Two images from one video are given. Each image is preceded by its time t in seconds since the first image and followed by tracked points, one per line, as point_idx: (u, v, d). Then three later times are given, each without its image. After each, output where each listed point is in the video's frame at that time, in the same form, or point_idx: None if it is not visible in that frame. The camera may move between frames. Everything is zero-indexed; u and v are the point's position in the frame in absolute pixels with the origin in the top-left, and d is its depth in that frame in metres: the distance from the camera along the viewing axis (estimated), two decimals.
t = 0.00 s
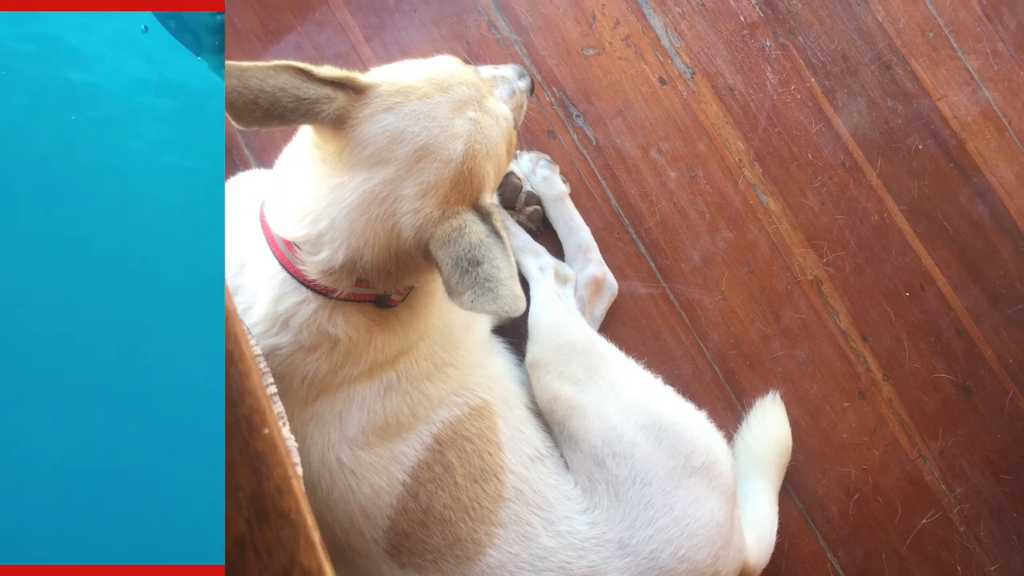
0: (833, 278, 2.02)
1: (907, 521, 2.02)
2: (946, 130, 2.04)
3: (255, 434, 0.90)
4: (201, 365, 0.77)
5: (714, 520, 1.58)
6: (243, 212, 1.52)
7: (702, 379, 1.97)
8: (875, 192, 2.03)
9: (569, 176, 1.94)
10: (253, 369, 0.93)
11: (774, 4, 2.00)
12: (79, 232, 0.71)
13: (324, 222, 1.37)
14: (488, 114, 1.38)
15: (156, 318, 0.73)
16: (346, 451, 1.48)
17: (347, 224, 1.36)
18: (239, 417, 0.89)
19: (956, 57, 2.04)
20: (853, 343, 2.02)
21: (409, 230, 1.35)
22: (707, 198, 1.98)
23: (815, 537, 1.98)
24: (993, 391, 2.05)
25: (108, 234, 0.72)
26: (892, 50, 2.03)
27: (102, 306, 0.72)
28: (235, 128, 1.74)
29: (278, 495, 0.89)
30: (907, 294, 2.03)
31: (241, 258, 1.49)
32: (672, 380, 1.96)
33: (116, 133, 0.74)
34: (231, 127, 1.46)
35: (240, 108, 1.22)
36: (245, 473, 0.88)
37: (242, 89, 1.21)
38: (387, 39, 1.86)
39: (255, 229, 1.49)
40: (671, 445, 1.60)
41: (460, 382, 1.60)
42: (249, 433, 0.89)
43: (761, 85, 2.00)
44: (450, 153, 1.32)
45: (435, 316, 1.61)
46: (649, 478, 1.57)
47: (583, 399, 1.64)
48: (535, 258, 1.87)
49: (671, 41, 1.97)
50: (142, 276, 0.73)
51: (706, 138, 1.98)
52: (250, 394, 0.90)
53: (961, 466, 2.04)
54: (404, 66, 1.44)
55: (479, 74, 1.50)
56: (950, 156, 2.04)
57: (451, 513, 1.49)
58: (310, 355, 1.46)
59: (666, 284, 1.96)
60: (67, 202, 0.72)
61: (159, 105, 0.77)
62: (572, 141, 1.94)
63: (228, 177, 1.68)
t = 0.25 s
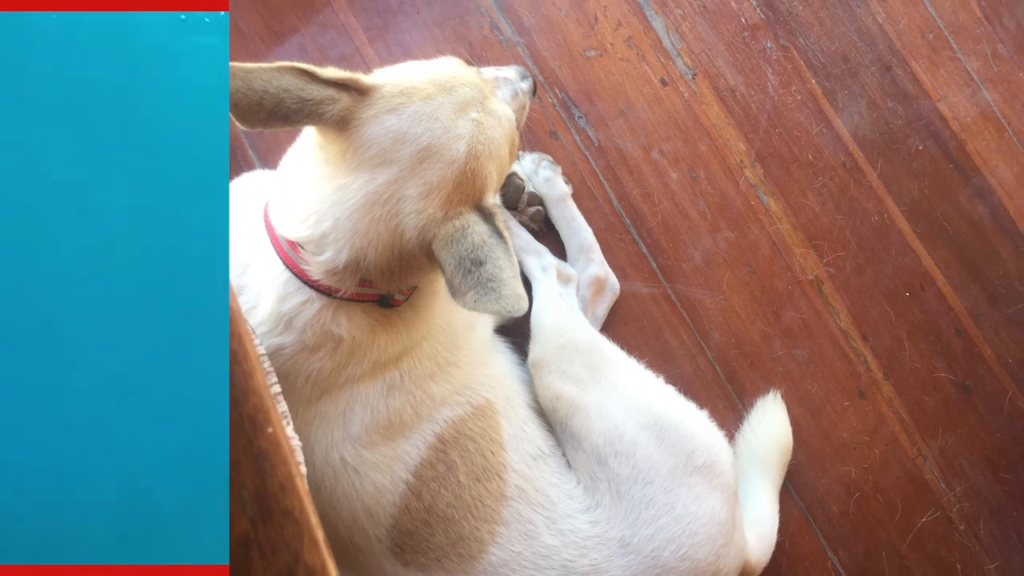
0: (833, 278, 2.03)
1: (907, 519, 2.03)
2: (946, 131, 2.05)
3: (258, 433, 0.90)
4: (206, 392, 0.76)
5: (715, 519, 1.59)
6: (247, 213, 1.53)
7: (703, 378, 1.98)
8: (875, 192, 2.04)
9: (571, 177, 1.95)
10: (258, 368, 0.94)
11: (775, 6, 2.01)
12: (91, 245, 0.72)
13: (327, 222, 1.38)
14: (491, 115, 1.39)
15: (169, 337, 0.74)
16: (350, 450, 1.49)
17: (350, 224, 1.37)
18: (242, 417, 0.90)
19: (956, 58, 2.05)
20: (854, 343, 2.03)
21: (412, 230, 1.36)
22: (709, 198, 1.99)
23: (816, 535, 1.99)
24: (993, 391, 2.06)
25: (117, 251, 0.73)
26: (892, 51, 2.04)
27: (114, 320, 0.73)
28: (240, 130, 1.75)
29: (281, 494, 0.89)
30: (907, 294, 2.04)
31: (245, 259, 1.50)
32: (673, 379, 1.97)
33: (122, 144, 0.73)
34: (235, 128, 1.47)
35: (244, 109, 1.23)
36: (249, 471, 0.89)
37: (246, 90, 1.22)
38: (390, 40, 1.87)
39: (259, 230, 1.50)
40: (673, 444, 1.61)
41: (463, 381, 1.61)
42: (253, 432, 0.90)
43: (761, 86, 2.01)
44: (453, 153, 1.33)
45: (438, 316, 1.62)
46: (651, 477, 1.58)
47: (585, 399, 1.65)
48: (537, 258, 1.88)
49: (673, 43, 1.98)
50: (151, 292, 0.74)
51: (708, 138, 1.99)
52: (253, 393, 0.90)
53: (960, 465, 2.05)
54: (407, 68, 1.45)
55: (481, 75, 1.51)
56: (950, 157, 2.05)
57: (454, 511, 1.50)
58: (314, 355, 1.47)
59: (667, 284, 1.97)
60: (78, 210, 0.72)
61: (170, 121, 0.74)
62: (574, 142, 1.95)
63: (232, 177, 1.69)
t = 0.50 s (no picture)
0: (834, 278, 2.03)
1: (907, 518, 2.04)
2: (946, 132, 2.06)
3: (262, 433, 0.91)
4: (207, 358, 0.82)
5: (717, 517, 1.60)
6: (251, 214, 1.54)
7: (705, 378, 1.99)
8: (875, 193, 2.05)
9: (573, 178, 1.96)
10: (263, 368, 0.95)
11: (776, 8, 2.02)
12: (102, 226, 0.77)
13: (331, 222, 1.39)
14: (494, 116, 1.40)
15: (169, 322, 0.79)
16: (353, 449, 1.50)
17: (354, 225, 1.38)
18: (247, 416, 0.90)
19: (956, 60, 2.06)
20: (854, 343, 2.04)
21: (415, 231, 1.36)
22: (710, 199, 2.00)
23: (816, 534, 2.00)
24: (993, 390, 2.07)
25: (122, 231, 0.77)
26: (892, 52, 2.05)
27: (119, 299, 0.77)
28: (244, 131, 1.76)
29: (285, 493, 0.90)
30: (908, 294, 2.05)
31: (249, 259, 1.51)
32: (675, 379, 1.98)
33: (124, 141, 0.78)
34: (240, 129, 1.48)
35: (248, 111, 1.24)
36: (253, 470, 0.90)
37: (251, 91, 1.23)
38: (393, 42, 1.88)
39: (264, 230, 1.51)
40: (675, 443, 1.61)
41: (466, 380, 1.62)
42: (258, 432, 0.91)
43: (762, 87, 2.02)
44: (457, 154, 1.34)
45: (442, 316, 1.63)
46: (652, 476, 1.58)
47: (588, 398, 1.65)
48: (540, 258, 1.89)
49: (675, 45, 1.99)
50: (151, 280, 0.78)
51: (709, 139, 2.00)
52: (257, 392, 0.91)
53: (960, 464, 2.06)
54: (410, 69, 1.46)
55: (484, 76, 1.52)
56: (950, 158, 2.06)
57: (456, 510, 1.51)
58: (318, 354, 1.48)
59: (669, 284, 1.98)
60: (84, 207, 0.77)
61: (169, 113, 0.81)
62: (576, 143, 1.96)
63: (237, 178, 1.70)
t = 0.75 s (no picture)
0: (835, 278, 2.04)
1: (907, 516, 2.05)
2: (945, 133, 2.07)
3: (268, 432, 0.92)
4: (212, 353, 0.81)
5: (718, 516, 1.61)
6: (255, 214, 1.55)
7: (706, 377, 2.00)
8: (875, 193, 2.06)
9: (575, 178, 1.97)
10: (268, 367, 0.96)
11: (776, 10, 2.03)
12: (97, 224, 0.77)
13: (335, 223, 1.40)
14: (496, 117, 1.41)
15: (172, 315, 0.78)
16: (357, 448, 1.51)
17: (357, 225, 1.39)
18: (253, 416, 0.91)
19: (955, 61, 2.07)
20: (854, 343, 2.05)
21: (418, 231, 1.37)
22: (711, 199, 2.01)
23: (817, 532, 2.01)
24: (992, 389, 2.08)
25: (117, 228, 0.77)
26: (892, 54, 2.06)
27: (117, 296, 0.77)
28: (248, 132, 1.77)
29: (290, 491, 0.91)
30: (908, 294, 2.06)
31: (253, 259, 1.52)
32: (676, 378, 1.99)
33: (129, 136, 0.78)
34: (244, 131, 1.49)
35: (252, 112, 1.25)
36: (259, 469, 0.91)
37: (255, 92, 1.24)
38: (396, 43, 1.89)
39: (267, 231, 1.52)
40: (676, 442, 1.62)
41: (468, 380, 1.62)
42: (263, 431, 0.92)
43: (764, 88, 2.02)
44: (459, 155, 1.34)
45: (445, 316, 1.64)
46: (654, 475, 1.59)
47: (590, 397, 1.66)
48: (542, 259, 1.90)
49: (676, 46, 2.00)
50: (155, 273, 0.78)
51: (710, 140, 2.01)
52: (262, 392, 0.92)
53: (960, 463, 2.06)
54: (413, 71, 1.47)
55: (487, 78, 1.53)
56: (950, 159, 2.07)
57: (459, 509, 1.52)
58: (321, 354, 1.49)
59: (670, 284, 1.99)
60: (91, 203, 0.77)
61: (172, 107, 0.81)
62: (578, 144, 1.97)
63: (241, 179, 1.71)
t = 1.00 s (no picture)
0: (835, 278, 2.05)
1: (907, 515, 2.06)
2: (945, 133, 2.08)
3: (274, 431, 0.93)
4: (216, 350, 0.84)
5: (719, 514, 1.62)
6: (260, 214, 1.56)
7: (707, 377, 2.01)
8: (876, 194, 2.07)
9: (577, 179, 1.98)
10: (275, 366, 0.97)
11: (777, 11, 2.04)
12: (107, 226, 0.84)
13: (338, 223, 1.41)
14: (499, 118, 1.42)
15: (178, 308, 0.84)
16: (360, 447, 1.52)
17: (361, 225, 1.39)
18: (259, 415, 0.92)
19: (955, 63, 2.08)
20: (854, 342, 2.06)
21: (421, 231, 1.38)
22: (713, 200, 2.02)
23: (817, 530, 2.02)
24: (992, 389, 2.09)
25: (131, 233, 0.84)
26: (892, 55, 2.07)
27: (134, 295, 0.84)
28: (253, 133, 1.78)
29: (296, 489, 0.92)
30: (908, 294, 2.07)
31: (257, 259, 1.53)
32: (678, 377, 2.00)
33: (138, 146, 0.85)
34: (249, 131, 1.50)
35: (256, 113, 1.25)
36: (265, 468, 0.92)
37: (259, 94, 1.25)
38: (400, 44, 1.90)
39: (272, 231, 1.53)
40: (678, 441, 1.63)
41: (471, 379, 1.63)
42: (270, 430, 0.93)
43: (764, 90, 2.04)
44: (462, 155, 1.35)
45: (448, 316, 1.65)
46: (655, 473, 1.60)
47: (592, 396, 1.67)
48: (544, 259, 1.91)
49: (678, 47, 2.01)
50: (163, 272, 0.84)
51: (712, 141, 2.02)
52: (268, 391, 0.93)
53: (960, 462, 2.07)
54: (416, 72, 1.48)
55: (490, 79, 1.54)
56: (950, 159, 2.08)
57: (462, 507, 1.53)
58: (325, 353, 1.50)
59: (672, 284, 2.00)
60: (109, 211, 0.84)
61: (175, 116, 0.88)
62: (580, 145, 1.98)
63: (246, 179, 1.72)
